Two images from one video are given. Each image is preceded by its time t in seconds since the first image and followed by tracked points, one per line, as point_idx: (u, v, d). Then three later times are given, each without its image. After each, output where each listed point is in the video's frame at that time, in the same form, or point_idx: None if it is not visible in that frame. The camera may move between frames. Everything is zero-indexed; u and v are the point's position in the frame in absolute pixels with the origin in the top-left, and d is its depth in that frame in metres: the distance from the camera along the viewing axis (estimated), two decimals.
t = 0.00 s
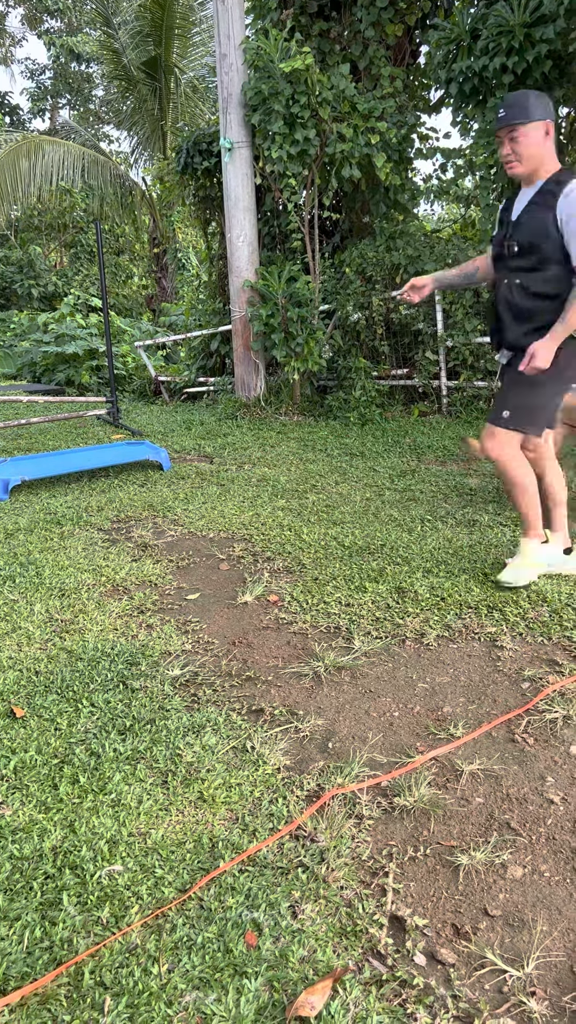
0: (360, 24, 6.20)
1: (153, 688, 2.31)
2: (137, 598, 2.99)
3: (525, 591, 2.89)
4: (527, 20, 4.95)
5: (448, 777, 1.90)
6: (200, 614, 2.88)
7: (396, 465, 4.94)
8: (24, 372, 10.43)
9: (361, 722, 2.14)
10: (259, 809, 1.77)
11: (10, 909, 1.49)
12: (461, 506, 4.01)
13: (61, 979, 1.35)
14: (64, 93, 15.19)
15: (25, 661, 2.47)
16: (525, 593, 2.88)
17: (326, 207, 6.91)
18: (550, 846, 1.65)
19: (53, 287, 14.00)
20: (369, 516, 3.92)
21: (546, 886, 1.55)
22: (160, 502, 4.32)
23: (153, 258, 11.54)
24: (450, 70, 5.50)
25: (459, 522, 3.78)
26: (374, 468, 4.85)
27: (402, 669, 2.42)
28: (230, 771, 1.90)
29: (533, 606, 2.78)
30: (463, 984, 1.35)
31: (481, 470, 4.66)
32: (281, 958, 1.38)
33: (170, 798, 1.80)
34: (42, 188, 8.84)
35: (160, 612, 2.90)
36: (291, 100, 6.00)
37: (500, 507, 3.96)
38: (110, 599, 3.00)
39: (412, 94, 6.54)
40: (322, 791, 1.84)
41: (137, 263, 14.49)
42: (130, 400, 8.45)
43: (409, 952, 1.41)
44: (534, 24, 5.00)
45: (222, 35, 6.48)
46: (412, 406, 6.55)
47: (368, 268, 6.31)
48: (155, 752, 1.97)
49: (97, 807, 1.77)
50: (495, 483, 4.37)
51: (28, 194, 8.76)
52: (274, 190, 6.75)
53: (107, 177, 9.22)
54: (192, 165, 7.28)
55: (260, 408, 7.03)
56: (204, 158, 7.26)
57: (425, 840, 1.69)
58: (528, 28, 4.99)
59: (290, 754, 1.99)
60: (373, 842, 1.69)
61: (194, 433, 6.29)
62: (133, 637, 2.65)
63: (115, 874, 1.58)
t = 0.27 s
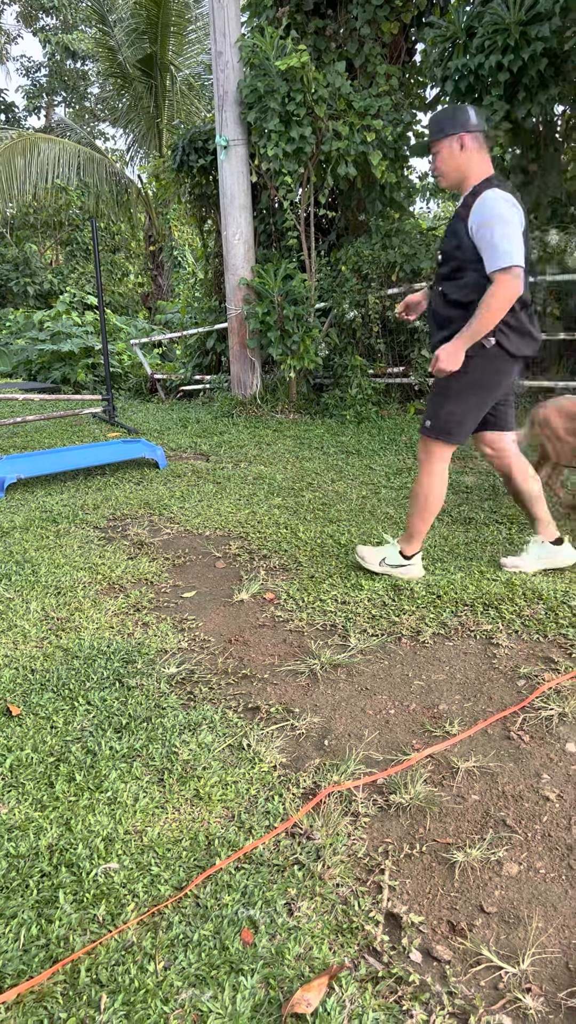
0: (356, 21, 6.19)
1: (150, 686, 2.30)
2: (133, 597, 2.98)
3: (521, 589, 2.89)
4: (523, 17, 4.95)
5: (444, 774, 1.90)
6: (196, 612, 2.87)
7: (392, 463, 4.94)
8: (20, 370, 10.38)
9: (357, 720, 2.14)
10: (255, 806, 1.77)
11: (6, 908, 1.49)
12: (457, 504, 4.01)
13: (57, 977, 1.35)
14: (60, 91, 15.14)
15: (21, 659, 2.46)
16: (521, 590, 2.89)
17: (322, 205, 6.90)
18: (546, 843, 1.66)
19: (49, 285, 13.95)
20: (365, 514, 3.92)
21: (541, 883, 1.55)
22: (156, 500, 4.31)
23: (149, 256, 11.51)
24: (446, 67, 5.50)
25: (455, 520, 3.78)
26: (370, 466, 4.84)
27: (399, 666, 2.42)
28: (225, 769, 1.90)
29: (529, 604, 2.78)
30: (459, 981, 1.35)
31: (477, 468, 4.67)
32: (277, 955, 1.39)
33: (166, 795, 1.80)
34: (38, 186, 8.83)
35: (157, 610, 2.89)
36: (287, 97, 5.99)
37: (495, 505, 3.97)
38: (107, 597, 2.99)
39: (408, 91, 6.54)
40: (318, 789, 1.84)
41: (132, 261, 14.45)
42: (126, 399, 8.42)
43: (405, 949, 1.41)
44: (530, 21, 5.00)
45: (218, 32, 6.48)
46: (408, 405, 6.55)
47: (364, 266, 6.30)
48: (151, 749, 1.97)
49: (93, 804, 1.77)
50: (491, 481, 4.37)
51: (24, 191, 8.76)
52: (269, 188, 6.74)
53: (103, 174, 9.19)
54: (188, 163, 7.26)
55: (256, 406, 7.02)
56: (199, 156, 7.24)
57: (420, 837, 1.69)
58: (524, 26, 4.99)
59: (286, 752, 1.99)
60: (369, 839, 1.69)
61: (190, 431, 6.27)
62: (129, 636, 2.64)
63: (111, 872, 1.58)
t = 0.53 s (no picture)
0: (352, 20, 6.19)
1: (146, 686, 2.30)
2: (130, 596, 2.97)
3: (517, 586, 2.90)
4: (519, 16, 4.96)
5: (441, 773, 1.90)
6: (193, 611, 2.87)
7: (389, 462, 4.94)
8: (15, 369, 10.35)
9: (354, 719, 2.13)
10: (252, 806, 1.77)
11: (3, 908, 1.49)
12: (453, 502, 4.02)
13: (54, 977, 1.34)
14: (55, 90, 15.10)
15: (17, 659, 2.45)
16: (517, 588, 2.90)
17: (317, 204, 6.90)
18: (543, 841, 1.66)
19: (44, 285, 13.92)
20: (361, 513, 3.92)
21: (539, 882, 1.55)
22: (153, 500, 4.30)
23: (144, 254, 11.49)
24: (442, 66, 5.50)
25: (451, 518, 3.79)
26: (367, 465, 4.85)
27: (395, 665, 2.42)
28: (223, 769, 1.90)
29: (525, 603, 2.78)
30: (457, 980, 1.35)
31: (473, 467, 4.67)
32: (274, 954, 1.38)
33: (163, 795, 1.80)
34: (33, 185, 8.80)
35: (153, 610, 2.88)
36: (283, 96, 5.98)
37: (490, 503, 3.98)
38: (103, 597, 2.98)
39: (404, 89, 6.58)
40: (315, 788, 1.84)
41: (128, 260, 14.43)
42: (121, 399, 8.40)
43: (403, 948, 1.41)
44: (526, 20, 5.01)
45: (213, 31, 6.47)
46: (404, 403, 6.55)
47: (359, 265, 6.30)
48: (148, 749, 1.97)
49: (90, 804, 1.77)
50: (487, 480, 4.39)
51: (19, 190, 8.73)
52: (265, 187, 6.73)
53: (99, 173, 9.16)
54: (184, 162, 7.25)
55: (253, 405, 7.01)
56: (195, 155, 7.23)
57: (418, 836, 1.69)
58: (520, 25, 5.00)
59: (283, 751, 1.98)
60: (366, 838, 1.69)
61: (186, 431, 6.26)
62: (126, 635, 2.64)
63: (108, 871, 1.57)
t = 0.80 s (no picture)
0: (347, 20, 6.19)
1: (142, 686, 2.29)
2: (126, 596, 2.96)
3: (513, 586, 2.91)
4: (514, 16, 4.97)
5: (437, 772, 1.90)
6: (189, 611, 2.86)
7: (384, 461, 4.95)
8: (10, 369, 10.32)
9: (350, 719, 2.13)
10: (249, 806, 1.76)
11: None
12: (449, 502, 4.03)
13: (49, 978, 1.34)
14: (50, 89, 15.08)
15: (13, 660, 2.44)
16: (513, 587, 2.90)
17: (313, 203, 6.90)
18: (539, 840, 1.66)
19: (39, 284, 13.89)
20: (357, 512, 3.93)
21: (535, 881, 1.55)
22: (149, 499, 4.29)
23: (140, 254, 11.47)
24: (437, 65, 5.50)
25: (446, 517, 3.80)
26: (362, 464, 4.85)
27: (392, 664, 2.42)
28: (219, 769, 1.89)
29: (521, 602, 2.79)
30: (453, 979, 1.35)
31: (469, 466, 4.68)
32: (271, 954, 1.38)
33: (159, 795, 1.79)
34: (28, 185, 8.78)
35: (149, 610, 2.88)
36: (279, 95, 5.98)
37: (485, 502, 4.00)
38: (99, 597, 2.98)
39: (400, 88, 6.61)
40: (311, 788, 1.84)
41: (124, 260, 14.41)
42: (117, 398, 8.39)
43: (399, 948, 1.41)
44: (521, 20, 5.02)
45: (209, 30, 6.45)
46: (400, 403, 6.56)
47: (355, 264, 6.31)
48: (144, 749, 1.96)
49: (86, 805, 1.76)
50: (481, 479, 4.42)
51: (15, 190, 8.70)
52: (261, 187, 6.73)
53: (94, 173, 9.15)
54: (179, 161, 7.24)
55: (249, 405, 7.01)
56: (191, 154, 7.22)
57: (414, 835, 1.69)
58: (515, 25, 5.01)
59: (279, 751, 1.98)
60: (362, 838, 1.69)
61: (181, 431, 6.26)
62: (122, 635, 2.64)
63: (104, 872, 1.57)
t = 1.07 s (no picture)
0: (343, 20, 6.20)
1: (138, 687, 2.29)
2: (122, 597, 2.96)
3: (509, 585, 2.91)
4: (510, 16, 4.97)
5: (433, 772, 1.90)
6: (185, 612, 2.86)
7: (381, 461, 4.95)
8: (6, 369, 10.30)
9: (346, 719, 2.13)
10: (245, 807, 1.76)
11: None
12: (445, 502, 4.03)
13: (45, 979, 1.33)
14: (46, 89, 15.04)
15: (9, 660, 2.44)
16: (509, 587, 2.90)
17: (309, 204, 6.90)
18: (535, 840, 1.66)
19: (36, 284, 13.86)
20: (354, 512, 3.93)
21: (531, 880, 1.56)
22: (146, 500, 4.28)
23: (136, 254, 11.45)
24: (433, 66, 5.51)
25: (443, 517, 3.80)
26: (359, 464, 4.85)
27: (388, 664, 2.42)
28: (215, 769, 1.89)
29: (517, 602, 2.79)
30: (449, 979, 1.35)
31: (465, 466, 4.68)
32: (267, 955, 1.38)
33: (155, 796, 1.79)
34: (24, 185, 8.77)
35: (145, 610, 2.87)
36: (275, 95, 5.98)
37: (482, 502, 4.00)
38: (95, 597, 2.97)
39: (396, 89, 6.56)
40: (308, 788, 1.83)
41: (120, 260, 14.39)
42: (114, 399, 8.37)
43: (396, 948, 1.41)
44: (517, 20, 5.03)
45: (205, 31, 6.46)
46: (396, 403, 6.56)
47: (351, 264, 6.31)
48: (141, 749, 1.96)
49: (82, 805, 1.76)
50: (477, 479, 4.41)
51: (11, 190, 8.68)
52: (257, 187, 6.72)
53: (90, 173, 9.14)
54: (176, 161, 7.24)
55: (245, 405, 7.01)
56: (187, 154, 7.21)
57: (410, 835, 1.69)
58: (511, 25, 5.02)
59: (276, 751, 1.98)
60: (358, 838, 1.68)
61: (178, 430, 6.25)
62: (118, 635, 2.63)
63: (100, 873, 1.56)
